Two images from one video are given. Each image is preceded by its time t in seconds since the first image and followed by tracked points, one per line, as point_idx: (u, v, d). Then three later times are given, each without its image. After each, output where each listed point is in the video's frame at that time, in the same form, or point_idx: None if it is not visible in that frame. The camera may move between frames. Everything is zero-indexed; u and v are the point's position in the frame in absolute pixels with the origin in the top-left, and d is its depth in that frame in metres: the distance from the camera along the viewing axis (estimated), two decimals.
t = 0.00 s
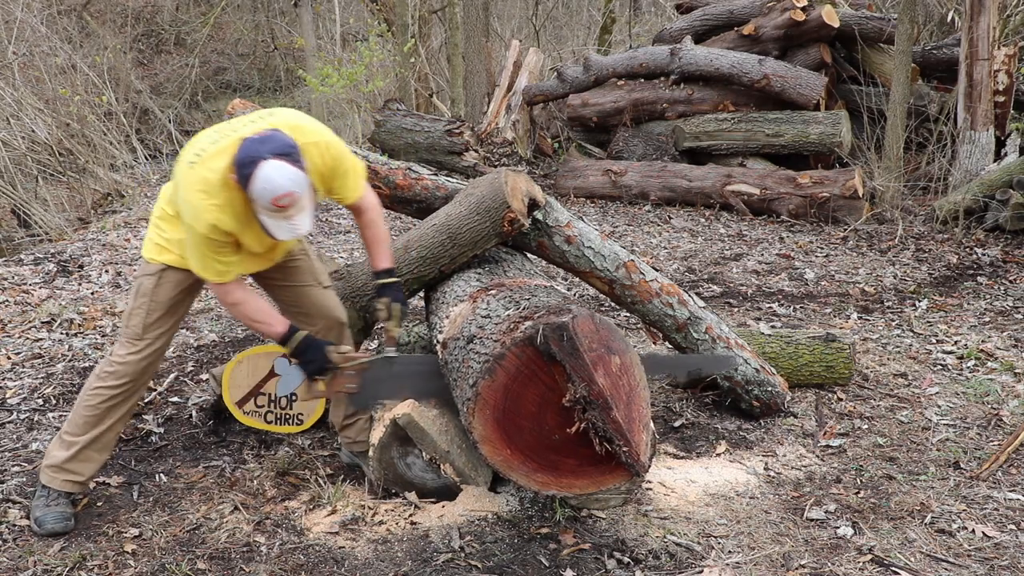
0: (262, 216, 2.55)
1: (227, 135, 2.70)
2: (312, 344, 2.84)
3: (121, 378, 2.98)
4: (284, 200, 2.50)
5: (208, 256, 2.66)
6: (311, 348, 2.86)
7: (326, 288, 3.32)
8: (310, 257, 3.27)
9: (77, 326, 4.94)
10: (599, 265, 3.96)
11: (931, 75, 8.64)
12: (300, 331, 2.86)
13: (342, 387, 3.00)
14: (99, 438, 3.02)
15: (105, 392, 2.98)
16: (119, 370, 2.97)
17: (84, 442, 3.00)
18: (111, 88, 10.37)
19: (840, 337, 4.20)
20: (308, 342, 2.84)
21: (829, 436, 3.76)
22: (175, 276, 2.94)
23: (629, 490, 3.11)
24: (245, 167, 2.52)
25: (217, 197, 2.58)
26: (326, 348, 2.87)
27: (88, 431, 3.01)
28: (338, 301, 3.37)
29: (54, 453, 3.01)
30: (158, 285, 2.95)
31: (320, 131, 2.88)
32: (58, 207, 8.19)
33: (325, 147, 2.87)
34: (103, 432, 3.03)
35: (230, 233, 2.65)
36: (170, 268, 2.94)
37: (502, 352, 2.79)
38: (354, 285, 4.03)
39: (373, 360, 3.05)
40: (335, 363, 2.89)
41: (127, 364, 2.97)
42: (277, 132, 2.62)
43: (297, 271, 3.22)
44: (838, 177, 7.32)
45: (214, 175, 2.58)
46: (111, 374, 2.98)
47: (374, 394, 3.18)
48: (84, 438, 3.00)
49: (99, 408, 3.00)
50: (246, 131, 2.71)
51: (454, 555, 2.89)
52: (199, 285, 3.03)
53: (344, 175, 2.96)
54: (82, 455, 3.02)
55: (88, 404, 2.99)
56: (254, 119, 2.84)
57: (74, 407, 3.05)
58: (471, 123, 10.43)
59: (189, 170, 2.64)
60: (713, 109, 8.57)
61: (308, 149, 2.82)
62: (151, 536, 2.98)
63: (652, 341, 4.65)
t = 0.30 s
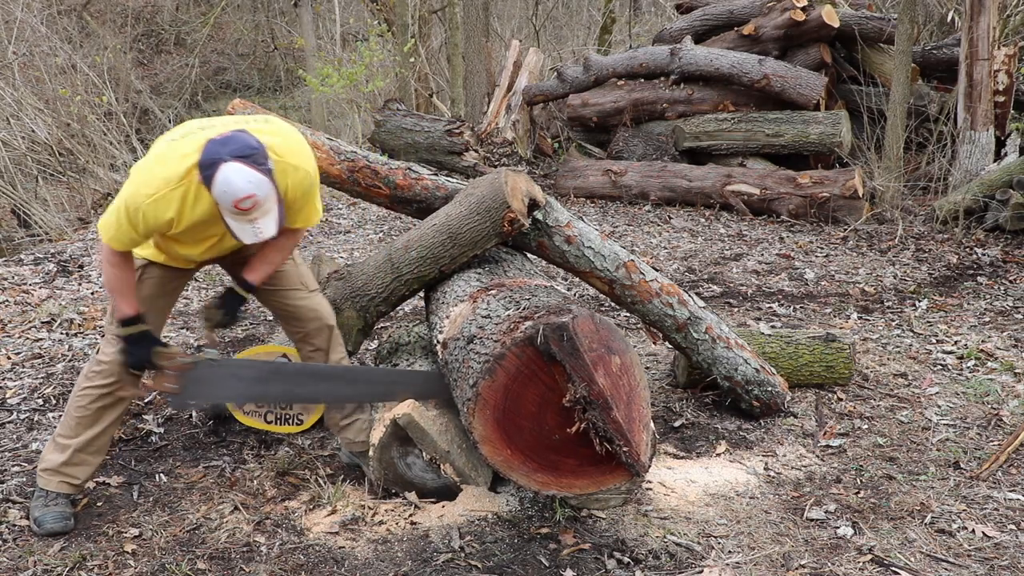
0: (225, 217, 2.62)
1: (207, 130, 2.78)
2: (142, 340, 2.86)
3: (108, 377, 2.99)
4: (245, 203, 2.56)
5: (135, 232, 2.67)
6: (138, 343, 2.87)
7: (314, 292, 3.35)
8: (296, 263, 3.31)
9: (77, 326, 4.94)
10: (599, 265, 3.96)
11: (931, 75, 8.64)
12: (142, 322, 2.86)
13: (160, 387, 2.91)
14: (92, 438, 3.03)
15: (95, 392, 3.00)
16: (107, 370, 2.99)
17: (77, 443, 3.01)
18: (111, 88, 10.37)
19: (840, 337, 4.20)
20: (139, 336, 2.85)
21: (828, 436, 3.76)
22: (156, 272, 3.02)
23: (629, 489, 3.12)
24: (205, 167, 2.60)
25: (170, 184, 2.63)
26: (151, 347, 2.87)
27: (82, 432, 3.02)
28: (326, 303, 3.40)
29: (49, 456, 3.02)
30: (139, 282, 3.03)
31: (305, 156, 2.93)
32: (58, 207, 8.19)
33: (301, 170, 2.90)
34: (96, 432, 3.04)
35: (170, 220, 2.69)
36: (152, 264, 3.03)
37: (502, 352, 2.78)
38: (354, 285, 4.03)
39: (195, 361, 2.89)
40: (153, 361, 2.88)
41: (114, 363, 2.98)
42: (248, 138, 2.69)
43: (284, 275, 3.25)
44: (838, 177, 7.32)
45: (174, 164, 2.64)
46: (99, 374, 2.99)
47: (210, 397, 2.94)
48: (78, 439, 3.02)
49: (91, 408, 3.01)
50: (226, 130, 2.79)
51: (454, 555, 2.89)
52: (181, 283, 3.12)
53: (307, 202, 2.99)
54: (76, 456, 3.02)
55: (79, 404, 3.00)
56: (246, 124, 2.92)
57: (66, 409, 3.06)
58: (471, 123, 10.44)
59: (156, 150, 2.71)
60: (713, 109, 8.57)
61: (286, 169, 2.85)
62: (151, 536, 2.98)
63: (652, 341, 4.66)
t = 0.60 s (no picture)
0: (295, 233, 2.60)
1: (272, 147, 2.74)
2: (280, 351, 3.00)
3: (141, 385, 3.00)
4: (319, 220, 2.54)
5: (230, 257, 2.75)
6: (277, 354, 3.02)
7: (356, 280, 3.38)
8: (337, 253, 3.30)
9: (77, 326, 4.94)
10: (599, 265, 3.96)
11: (931, 75, 8.64)
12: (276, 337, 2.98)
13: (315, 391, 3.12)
14: (109, 439, 3.04)
15: (122, 397, 3.00)
16: (142, 378, 3.00)
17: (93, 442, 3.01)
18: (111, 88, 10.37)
19: (840, 337, 4.20)
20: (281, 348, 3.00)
21: (828, 436, 3.76)
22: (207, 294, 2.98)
23: (629, 490, 3.11)
24: (282, 185, 2.56)
25: (254, 209, 2.65)
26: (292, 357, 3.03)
27: (98, 432, 3.02)
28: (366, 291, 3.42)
29: (61, 450, 3.01)
30: (188, 300, 2.95)
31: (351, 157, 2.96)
32: (58, 207, 8.19)
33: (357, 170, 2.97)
34: (113, 433, 3.05)
35: (258, 243, 2.74)
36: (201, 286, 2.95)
37: (502, 352, 2.79)
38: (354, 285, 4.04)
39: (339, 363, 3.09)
40: (300, 369, 3.05)
41: (150, 373, 2.99)
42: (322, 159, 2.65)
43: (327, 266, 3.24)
44: (838, 177, 7.32)
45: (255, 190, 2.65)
46: (133, 381, 2.99)
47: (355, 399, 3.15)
48: (94, 438, 3.01)
49: (114, 411, 3.01)
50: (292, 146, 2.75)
51: (454, 555, 2.89)
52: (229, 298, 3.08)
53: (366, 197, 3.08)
54: (90, 453, 3.03)
55: (104, 405, 3.00)
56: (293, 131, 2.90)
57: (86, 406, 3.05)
58: (471, 123, 10.44)
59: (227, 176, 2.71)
60: (713, 109, 8.57)
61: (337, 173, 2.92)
62: (151, 536, 2.98)
63: (652, 341, 4.66)
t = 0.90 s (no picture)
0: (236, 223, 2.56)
1: (215, 136, 2.71)
2: (288, 352, 2.84)
3: (124, 380, 2.99)
4: (257, 209, 2.50)
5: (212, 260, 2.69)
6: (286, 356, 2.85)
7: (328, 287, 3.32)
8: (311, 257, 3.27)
9: (77, 326, 4.94)
10: (599, 265, 3.96)
11: (931, 75, 8.64)
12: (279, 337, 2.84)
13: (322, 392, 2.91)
14: (100, 438, 3.03)
15: (108, 393, 2.99)
16: (123, 373, 2.98)
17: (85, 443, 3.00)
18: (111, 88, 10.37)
19: (840, 337, 4.20)
20: (286, 350, 2.84)
21: (829, 436, 3.76)
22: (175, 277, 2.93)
23: (629, 490, 3.12)
24: (216, 176, 2.52)
25: (203, 199, 2.58)
26: (301, 354, 2.86)
27: (89, 433, 3.01)
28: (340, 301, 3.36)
29: (55, 454, 3.01)
30: (158, 286, 2.94)
31: (308, 134, 2.89)
32: (58, 207, 8.20)
33: (313, 146, 2.89)
34: (104, 433, 3.03)
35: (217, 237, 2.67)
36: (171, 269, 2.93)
37: (502, 352, 2.78)
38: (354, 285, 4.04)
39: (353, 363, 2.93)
40: (312, 369, 2.87)
41: (130, 366, 2.98)
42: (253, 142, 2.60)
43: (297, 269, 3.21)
44: (838, 177, 7.32)
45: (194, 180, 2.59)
46: (115, 376, 2.99)
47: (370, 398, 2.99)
48: (85, 439, 3.01)
49: (102, 410, 3.00)
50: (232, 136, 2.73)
51: (454, 555, 2.89)
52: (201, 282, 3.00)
53: (334, 172, 2.97)
54: (83, 455, 3.02)
55: (90, 405, 2.99)
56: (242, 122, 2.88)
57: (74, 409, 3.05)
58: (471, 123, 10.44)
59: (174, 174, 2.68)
60: (713, 109, 8.57)
61: (295, 150, 2.84)
62: (150, 536, 2.98)
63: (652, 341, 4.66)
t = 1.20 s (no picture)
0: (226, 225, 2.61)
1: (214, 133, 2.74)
2: (138, 334, 2.84)
3: (112, 378, 2.98)
4: (243, 213, 2.54)
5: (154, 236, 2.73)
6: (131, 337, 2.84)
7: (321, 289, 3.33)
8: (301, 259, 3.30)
9: (77, 326, 4.94)
10: (599, 265, 3.96)
11: (931, 75, 8.64)
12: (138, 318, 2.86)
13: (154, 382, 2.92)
14: (93, 438, 3.04)
15: (98, 392, 3.00)
16: (111, 371, 2.98)
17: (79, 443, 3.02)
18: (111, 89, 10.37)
19: (840, 337, 4.20)
20: (135, 330, 2.83)
21: (829, 436, 3.76)
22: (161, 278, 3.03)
23: (629, 489, 3.12)
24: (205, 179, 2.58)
25: (180, 187, 2.62)
26: (146, 340, 2.85)
27: (83, 433, 3.03)
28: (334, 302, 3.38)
29: (49, 455, 3.02)
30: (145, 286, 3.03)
31: (308, 156, 2.89)
32: (58, 207, 8.21)
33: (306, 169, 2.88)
34: (97, 432, 3.05)
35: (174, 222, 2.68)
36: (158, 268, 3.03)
37: (502, 352, 2.78)
38: (354, 285, 4.04)
39: (187, 356, 2.92)
40: (149, 357, 2.87)
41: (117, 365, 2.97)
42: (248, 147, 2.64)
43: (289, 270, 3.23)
44: (838, 177, 7.32)
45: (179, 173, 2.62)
46: (103, 375, 2.98)
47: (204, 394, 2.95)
48: (79, 439, 3.02)
49: (94, 409, 3.02)
50: (233, 133, 2.75)
51: (454, 555, 2.89)
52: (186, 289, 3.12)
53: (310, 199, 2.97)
54: (77, 455, 3.03)
55: (82, 404, 3.00)
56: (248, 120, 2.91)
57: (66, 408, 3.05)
58: (471, 123, 10.44)
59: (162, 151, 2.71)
60: (713, 109, 8.57)
61: (290, 169, 2.83)
62: (151, 536, 2.98)
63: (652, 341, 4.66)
